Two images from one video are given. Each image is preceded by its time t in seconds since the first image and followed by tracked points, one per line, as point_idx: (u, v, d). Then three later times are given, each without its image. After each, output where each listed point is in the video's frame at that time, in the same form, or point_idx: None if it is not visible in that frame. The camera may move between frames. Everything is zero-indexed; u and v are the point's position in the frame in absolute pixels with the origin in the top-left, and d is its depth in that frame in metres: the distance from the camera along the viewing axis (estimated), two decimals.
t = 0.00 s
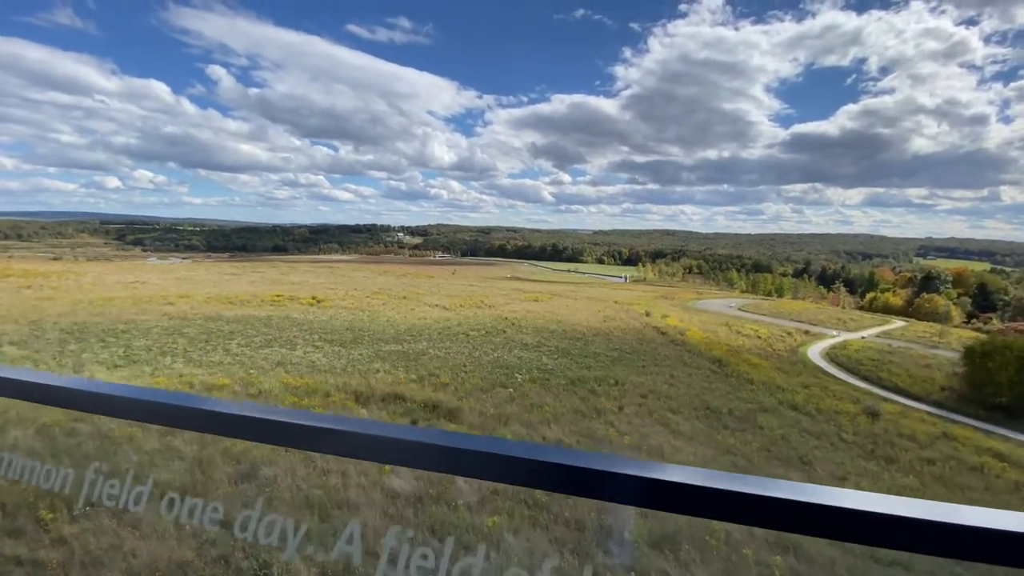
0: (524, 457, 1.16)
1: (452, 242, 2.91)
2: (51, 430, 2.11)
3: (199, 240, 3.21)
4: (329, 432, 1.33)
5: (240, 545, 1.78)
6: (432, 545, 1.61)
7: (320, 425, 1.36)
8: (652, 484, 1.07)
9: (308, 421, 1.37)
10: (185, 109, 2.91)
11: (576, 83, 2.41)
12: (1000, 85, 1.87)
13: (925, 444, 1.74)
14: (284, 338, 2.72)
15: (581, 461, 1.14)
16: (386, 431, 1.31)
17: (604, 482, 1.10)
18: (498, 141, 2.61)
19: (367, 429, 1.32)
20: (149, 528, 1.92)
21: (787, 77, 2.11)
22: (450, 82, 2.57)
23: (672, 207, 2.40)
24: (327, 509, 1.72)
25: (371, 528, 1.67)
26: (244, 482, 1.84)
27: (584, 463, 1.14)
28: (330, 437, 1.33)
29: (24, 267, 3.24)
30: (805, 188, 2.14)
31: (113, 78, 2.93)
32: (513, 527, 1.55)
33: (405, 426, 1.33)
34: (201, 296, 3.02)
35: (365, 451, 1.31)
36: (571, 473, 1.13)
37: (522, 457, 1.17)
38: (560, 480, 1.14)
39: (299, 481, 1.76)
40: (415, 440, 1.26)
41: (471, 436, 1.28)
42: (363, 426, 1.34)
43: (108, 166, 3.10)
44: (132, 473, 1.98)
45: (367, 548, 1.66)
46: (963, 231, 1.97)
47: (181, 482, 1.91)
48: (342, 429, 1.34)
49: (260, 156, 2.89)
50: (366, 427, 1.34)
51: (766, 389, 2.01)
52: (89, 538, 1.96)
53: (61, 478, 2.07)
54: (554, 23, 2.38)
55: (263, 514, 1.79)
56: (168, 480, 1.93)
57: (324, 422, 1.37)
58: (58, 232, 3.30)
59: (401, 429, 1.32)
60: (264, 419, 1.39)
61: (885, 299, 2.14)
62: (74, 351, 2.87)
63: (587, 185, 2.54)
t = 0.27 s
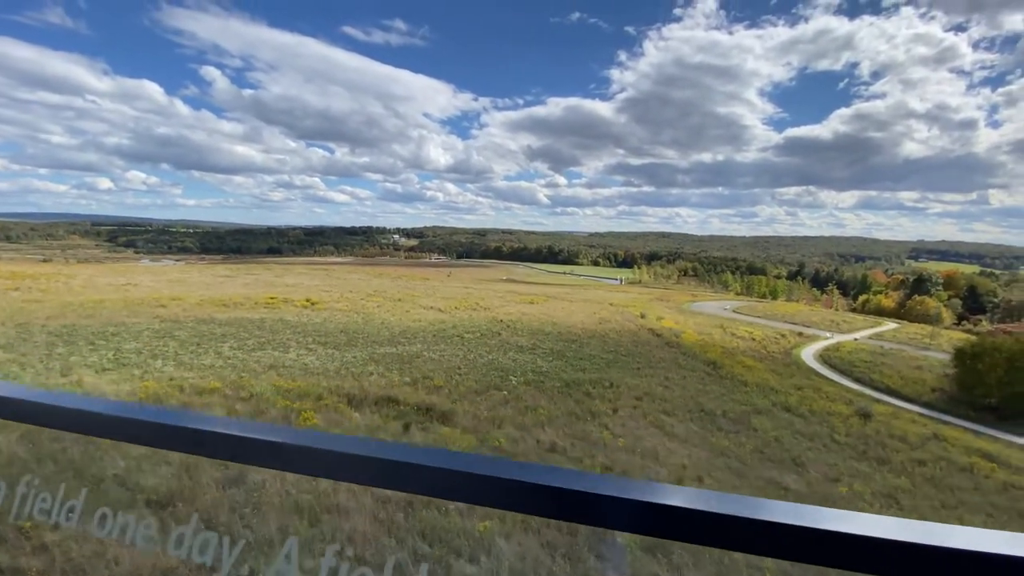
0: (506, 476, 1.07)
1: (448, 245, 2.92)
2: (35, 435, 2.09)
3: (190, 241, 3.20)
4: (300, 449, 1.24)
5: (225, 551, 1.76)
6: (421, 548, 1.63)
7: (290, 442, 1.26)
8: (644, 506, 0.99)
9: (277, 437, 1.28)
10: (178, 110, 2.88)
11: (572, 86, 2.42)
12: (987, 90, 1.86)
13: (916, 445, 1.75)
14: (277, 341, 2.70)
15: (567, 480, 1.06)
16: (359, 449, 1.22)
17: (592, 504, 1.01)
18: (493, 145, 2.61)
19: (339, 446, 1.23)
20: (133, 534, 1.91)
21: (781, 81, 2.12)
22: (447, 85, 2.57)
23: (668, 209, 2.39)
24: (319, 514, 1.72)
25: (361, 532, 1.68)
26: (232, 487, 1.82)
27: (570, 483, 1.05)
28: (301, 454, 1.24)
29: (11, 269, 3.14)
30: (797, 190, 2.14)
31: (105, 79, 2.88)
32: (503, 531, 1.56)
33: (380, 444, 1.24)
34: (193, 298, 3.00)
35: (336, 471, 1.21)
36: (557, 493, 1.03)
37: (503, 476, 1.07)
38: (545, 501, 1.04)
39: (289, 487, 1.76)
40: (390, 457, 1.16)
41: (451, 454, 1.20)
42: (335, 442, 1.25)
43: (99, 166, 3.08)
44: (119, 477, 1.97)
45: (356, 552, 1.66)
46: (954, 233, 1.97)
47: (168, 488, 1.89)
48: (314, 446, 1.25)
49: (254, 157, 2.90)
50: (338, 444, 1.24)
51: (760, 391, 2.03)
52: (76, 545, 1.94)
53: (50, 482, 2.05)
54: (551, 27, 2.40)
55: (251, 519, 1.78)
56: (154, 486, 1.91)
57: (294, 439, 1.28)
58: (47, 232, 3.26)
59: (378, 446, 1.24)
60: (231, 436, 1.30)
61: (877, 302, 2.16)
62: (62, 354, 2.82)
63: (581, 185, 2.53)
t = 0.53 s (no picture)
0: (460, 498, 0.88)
1: (442, 247, 2.96)
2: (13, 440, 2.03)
3: (183, 244, 3.19)
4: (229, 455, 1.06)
5: (209, 559, 1.72)
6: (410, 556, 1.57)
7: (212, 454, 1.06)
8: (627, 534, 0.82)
9: (197, 449, 1.08)
10: (168, 111, 2.84)
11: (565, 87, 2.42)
12: (972, 96, 1.87)
13: (904, 446, 1.77)
14: (267, 344, 2.68)
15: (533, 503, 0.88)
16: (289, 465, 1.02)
17: (562, 529, 0.85)
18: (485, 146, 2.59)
19: (268, 459, 1.04)
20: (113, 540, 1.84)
21: (772, 84, 2.12)
22: (439, 87, 2.55)
23: (661, 211, 2.43)
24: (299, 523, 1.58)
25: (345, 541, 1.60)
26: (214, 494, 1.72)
27: (539, 507, 0.87)
28: (221, 469, 1.03)
29: None
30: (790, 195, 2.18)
31: (93, 78, 2.84)
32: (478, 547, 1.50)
33: (315, 459, 1.04)
34: (183, 301, 2.99)
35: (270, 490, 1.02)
36: (521, 518, 0.86)
37: (459, 498, 0.89)
38: (506, 527, 0.87)
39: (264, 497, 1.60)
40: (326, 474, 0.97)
41: (395, 474, 0.99)
42: (270, 451, 1.08)
43: (88, 167, 3.03)
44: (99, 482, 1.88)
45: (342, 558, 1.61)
46: (942, 237, 1.98)
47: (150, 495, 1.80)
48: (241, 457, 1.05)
49: (243, 158, 2.86)
50: (271, 456, 1.06)
51: (751, 392, 2.04)
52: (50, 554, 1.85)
53: (27, 491, 1.97)
54: (544, 29, 2.40)
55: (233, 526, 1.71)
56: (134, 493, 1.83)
57: (217, 451, 1.08)
58: (35, 234, 3.24)
59: (310, 462, 1.03)
60: (156, 440, 1.12)
61: (868, 304, 2.18)
62: (46, 358, 2.75)
63: (575, 189, 2.54)
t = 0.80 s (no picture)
0: (401, 514, 0.71)
1: (434, 248, 3.25)
2: None
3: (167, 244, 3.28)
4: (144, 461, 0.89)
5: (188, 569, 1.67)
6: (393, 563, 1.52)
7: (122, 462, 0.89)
8: (602, 556, 0.64)
9: (104, 457, 0.90)
10: (156, 111, 2.64)
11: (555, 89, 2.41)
12: (957, 100, 1.83)
13: (891, 445, 1.75)
14: (254, 348, 2.64)
15: (487, 519, 0.70)
16: (209, 474, 0.84)
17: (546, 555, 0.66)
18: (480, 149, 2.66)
19: (186, 468, 0.87)
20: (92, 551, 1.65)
21: (760, 88, 2.14)
22: (430, 88, 2.52)
23: (650, 213, 2.48)
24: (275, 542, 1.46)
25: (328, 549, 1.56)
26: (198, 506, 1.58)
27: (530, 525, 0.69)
28: (131, 480, 0.86)
29: None
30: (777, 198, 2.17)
31: (79, 78, 2.55)
32: (447, 563, 1.32)
33: (242, 467, 0.87)
34: (169, 303, 2.95)
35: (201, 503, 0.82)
36: (470, 541, 0.68)
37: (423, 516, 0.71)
38: (455, 548, 0.69)
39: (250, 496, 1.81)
40: (244, 485, 0.79)
41: (332, 485, 0.81)
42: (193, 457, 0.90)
43: (72, 167, 2.86)
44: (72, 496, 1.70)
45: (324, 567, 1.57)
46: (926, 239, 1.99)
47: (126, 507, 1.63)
48: (156, 463, 0.88)
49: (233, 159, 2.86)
50: (192, 463, 0.88)
51: (740, 393, 2.06)
52: None
53: None
54: (532, 31, 2.34)
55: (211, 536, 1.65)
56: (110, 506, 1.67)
57: (130, 458, 0.90)
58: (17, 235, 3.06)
59: (236, 471, 0.86)
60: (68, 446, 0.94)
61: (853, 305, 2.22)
62: (29, 362, 2.51)
63: (568, 193, 2.68)
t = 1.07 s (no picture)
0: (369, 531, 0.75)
1: (424, 249, 3.29)
2: None
3: (152, 248, 3.29)
4: (150, 484, 0.91)
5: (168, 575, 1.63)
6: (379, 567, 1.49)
7: (128, 484, 0.90)
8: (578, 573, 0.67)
9: (97, 476, 0.93)
10: (141, 111, 2.60)
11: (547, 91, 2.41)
12: (940, 103, 1.86)
13: (876, 444, 1.75)
14: (241, 350, 2.62)
15: (470, 539, 0.74)
16: (212, 496, 0.86)
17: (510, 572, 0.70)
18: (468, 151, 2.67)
19: (174, 487, 0.89)
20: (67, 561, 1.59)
21: (746, 91, 2.15)
22: (420, 89, 2.51)
23: (639, 215, 2.51)
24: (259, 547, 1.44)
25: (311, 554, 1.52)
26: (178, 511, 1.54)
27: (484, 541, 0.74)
28: (136, 499, 0.87)
29: None
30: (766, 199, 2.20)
31: (64, 77, 2.51)
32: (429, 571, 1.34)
33: (233, 488, 0.90)
34: (154, 305, 2.91)
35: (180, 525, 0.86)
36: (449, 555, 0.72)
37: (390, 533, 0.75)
38: (435, 564, 0.73)
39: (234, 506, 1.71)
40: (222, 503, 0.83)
41: (317, 503, 0.84)
42: (200, 480, 0.92)
43: (57, 168, 2.77)
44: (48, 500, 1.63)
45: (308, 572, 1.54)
46: (909, 240, 2.03)
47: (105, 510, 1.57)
48: (162, 486, 0.90)
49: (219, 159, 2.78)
50: (199, 485, 0.90)
51: (729, 393, 2.06)
52: None
53: None
54: (522, 33, 2.35)
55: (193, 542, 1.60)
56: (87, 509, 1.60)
57: (135, 481, 0.92)
58: None
59: (240, 493, 0.88)
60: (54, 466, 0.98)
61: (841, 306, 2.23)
62: (9, 365, 2.45)
63: (556, 194, 2.67)
